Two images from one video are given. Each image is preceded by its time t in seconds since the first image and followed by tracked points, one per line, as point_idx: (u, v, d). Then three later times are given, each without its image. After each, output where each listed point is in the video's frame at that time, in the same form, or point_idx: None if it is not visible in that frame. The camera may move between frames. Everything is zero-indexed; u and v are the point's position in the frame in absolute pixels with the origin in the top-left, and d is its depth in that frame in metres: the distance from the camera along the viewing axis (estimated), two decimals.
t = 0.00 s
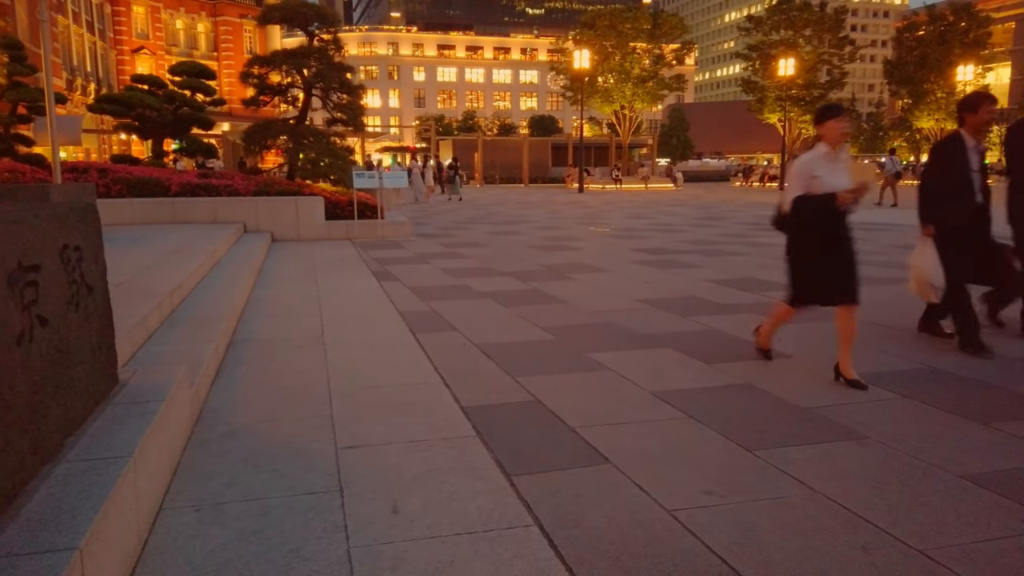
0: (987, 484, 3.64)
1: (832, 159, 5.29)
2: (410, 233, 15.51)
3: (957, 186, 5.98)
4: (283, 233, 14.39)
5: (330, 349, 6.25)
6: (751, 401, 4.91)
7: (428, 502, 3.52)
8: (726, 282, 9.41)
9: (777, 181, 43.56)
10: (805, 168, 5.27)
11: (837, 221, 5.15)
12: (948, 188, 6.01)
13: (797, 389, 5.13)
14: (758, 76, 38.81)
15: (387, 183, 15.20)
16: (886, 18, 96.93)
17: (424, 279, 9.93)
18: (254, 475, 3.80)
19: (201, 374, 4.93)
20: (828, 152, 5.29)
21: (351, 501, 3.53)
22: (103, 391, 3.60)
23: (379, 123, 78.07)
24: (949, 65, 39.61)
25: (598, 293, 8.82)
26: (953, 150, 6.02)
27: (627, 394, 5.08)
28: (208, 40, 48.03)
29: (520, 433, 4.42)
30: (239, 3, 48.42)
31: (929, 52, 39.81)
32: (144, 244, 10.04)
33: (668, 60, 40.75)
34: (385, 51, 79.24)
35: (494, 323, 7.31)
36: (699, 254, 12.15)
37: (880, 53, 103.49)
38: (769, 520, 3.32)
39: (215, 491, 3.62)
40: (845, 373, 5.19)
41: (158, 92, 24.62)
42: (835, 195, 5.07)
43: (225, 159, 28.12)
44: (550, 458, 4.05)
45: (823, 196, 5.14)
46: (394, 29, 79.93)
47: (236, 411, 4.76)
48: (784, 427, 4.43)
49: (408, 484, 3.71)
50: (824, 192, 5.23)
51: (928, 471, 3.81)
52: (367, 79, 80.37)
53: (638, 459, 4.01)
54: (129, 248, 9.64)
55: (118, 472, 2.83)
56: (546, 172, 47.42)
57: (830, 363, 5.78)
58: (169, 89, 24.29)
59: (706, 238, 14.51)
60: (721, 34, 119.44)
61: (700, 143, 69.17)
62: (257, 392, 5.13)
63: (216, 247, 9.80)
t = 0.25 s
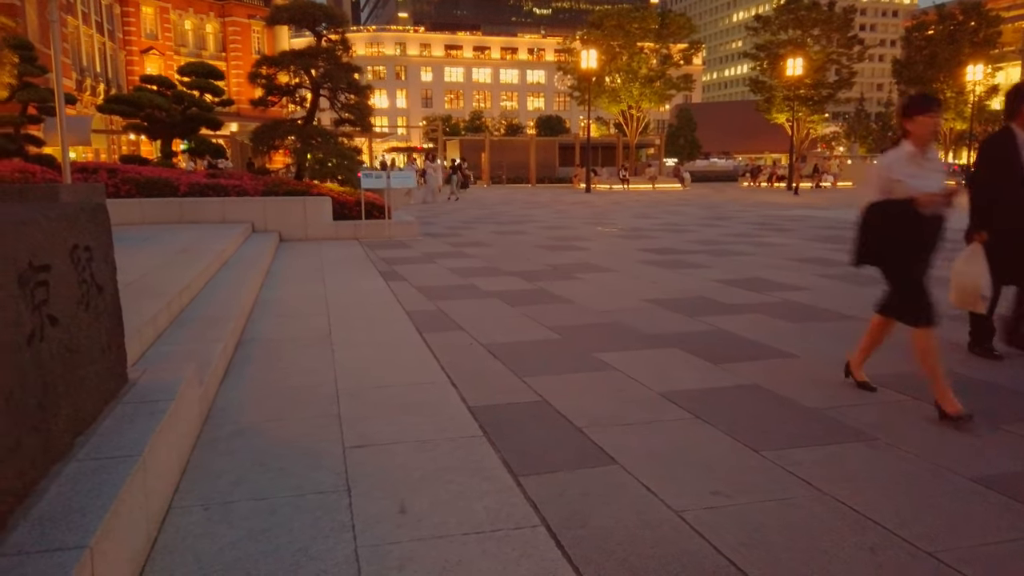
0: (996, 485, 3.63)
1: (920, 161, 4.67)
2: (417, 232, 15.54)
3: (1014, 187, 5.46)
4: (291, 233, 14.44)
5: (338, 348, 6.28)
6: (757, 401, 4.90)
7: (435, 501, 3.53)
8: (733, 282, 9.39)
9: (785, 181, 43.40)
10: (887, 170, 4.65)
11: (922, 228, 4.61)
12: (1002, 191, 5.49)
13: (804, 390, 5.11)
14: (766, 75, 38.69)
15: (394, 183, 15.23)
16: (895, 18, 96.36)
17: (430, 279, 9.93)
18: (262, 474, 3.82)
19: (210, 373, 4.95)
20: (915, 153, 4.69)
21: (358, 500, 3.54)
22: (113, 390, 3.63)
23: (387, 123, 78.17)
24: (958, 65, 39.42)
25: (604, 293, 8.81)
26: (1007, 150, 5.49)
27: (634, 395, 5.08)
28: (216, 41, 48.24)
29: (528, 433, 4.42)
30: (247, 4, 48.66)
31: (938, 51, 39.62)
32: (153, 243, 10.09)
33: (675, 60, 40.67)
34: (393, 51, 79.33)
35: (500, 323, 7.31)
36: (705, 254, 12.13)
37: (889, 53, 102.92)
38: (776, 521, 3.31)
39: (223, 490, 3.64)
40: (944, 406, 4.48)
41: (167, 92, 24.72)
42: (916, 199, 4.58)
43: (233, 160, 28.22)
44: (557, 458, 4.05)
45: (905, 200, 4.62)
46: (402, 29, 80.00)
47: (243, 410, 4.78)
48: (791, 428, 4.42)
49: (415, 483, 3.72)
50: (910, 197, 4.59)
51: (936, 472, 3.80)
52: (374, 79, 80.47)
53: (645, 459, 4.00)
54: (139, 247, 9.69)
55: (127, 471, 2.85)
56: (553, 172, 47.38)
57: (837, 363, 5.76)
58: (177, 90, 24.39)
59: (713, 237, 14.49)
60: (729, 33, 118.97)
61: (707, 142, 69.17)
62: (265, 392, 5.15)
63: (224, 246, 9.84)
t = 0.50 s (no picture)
0: (1007, 507, 3.59)
1: None
2: (424, 249, 15.57)
3: None
4: (298, 249, 14.48)
5: (345, 364, 6.29)
6: (765, 420, 4.87)
7: (441, 520, 3.51)
8: (741, 300, 9.37)
9: (791, 198, 43.37)
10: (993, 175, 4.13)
11: None
12: None
13: (812, 409, 5.08)
14: (772, 93, 38.79)
15: (402, 199, 15.27)
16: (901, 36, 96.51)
17: (437, 295, 9.94)
18: (266, 491, 3.82)
19: (216, 388, 4.96)
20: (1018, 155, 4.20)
21: (363, 518, 3.53)
22: (118, 407, 3.63)
23: (394, 141, 78.63)
24: (963, 83, 39.50)
25: (611, 310, 8.81)
26: None
27: (641, 413, 5.05)
28: (226, 59, 48.76)
29: (533, 450, 4.41)
30: (257, 23, 49.23)
31: (944, 70, 39.69)
32: (161, 259, 10.15)
33: (682, 78, 40.86)
34: (400, 68, 79.92)
35: (506, 339, 7.29)
36: (712, 271, 12.12)
37: (895, 70, 102.95)
38: (785, 540, 3.29)
39: (228, 507, 3.63)
40: (961, 432, 4.37)
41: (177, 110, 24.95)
42: None
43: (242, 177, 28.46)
44: (562, 476, 4.03)
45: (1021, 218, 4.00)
46: (409, 48, 80.60)
47: (248, 426, 4.77)
48: (798, 447, 4.39)
49: (420, 501, 3.71)
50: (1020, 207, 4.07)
51: (946, 492, 3.76)
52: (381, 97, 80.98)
53: (653, 478, 3.98)
54: (148, 263, 9.75)
55: (134, 488, 2.85)
56: (559, 189, 47.50)
57: (845, 382, 5.73)
58: (188, 108, 24.60)
59: (720, 254, 14.50)
60: (735, 51, 119.29)
61: (713, 159, 69.38)
62: (271, 407, 5.16)
63: (232, 262, 9.89)
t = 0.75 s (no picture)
0: (1020, 538, 3.54)
1: None
2: (432, 276, 15.60)
3: None
4: (306, 276, 14.53)
5: (352, 390, 6.28)
6: (775, 448, 4.83)
7: (446, 548, 3.48)
8: (750, 327, 9.34)
9: (798, 225, 43.30)
10: None
11: None
12: None
13: (822, 437, 5.04)
14: (778, 121, 38.95)
15: (410, 226, 15.33)
16: (907, 64, 96.88)
17: (444, 322, 9.95)
18: (272, 517, 3.80)
19: (224, 415, 4.96)
20: None
21: (368, 545, 3.51)
22: (126, 432, 3.64)
23: (402, 168, 79.20)
24: (969, 111, 39.61)
25: (619, 336, 8.80)
26: None
27: (649, 440, 5.03)
28: (237, 88, 49.41)
29: (541, 478, 4.38)
30: (269, 52, 49.95)
31: (950, 99, 39.80)
32: (172, 285, 10.22)
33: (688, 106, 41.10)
34: (409, 97, 80.74)
35: (514, 366, 7.28)
36: (721, 298, 12.10)
37: (901, 98, 103.17)
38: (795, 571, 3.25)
39: (233, 534, 3.61)
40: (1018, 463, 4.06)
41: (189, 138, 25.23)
42: None
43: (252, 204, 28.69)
44: (569, 505, 4.00)
45: None
46: (418, 77, 81.48)
47: (255, 452, 4.77)
48: (808, 476, 4.35)
49: (426, 528, 3.68)
50: None
51: (957, 522, 3.72)
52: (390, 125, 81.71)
53: (660, 507, 3.94)
54: (159, 289, 9.83)
55: (139, 515, 2.85)
56: (566, 216, 47.61)
57: (856, 410, 5.68)
58: (199, 136, 24.87)
59: (728, 281, 14.49)
60: (741, 79, 119.95)
61: (720, 186, 69.49)
62: (278, 433, 5.16)
63: (241, 289, 9.94)
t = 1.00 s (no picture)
0: None
1: None
2: (438, 301, 15.62)
3: None
4: (313, 302, 14.56)
5: (358, 416, 6.26)
6: (782, 476, 4.79)
7: None
8: (757, 353, 9.31)
9: (805, 252, 43.25)
10: None
11: None
12: None
13: (831, 466, 4.99)
14: (783, 148, 39.14)
15: (416, 252, 15.38)
16: (912, 92, 97.28)
17: (450, 348, 9.93)
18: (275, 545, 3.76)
19: (229, 442, 4.95)
20: None
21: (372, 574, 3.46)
22: (131, 459, 3.63)
23: (409, 194, 79.71)
24: (975, 138, 39.65)
25: (625, 363, 8.77)
26: None
27: (655, 468, 4.99)
28: (247, 116, 49.97)
29: (547, 507, 4.33)
30: (278, 81, 50.57)
31: (955, 126, 39.92)
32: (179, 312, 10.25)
33: (693, 133, 41.34)
34: (416, 124, 81.46)
35: (520, 393, 7.25)
36: (727, 324, 12.07)
37: (906, 126, 103.49)
38: None
39: (236, 562, 3.57)
40: None
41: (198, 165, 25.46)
42: None
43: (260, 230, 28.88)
44: (575, 533, 3.96)
45: None
46: (425, 105, 82.28)
47: (260, 478, 4.75)
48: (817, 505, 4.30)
49: (431, 557, 3.63)
50: None
51: (968, 552, 3.66)
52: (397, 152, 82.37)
53: (667, 536, 3.90)
54: (165, 315, 9.86)
55: (144, 540, 2.83)
56: (572, 242, 47.72)
57: (864, 438, 5.63)
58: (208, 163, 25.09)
59: (734, 307, 14.47)
60: (746, 107, 120.56)
61: (726, 213, 69.58)
62: (283, 460, 5.14)
63: (248, 315, 9.96)
